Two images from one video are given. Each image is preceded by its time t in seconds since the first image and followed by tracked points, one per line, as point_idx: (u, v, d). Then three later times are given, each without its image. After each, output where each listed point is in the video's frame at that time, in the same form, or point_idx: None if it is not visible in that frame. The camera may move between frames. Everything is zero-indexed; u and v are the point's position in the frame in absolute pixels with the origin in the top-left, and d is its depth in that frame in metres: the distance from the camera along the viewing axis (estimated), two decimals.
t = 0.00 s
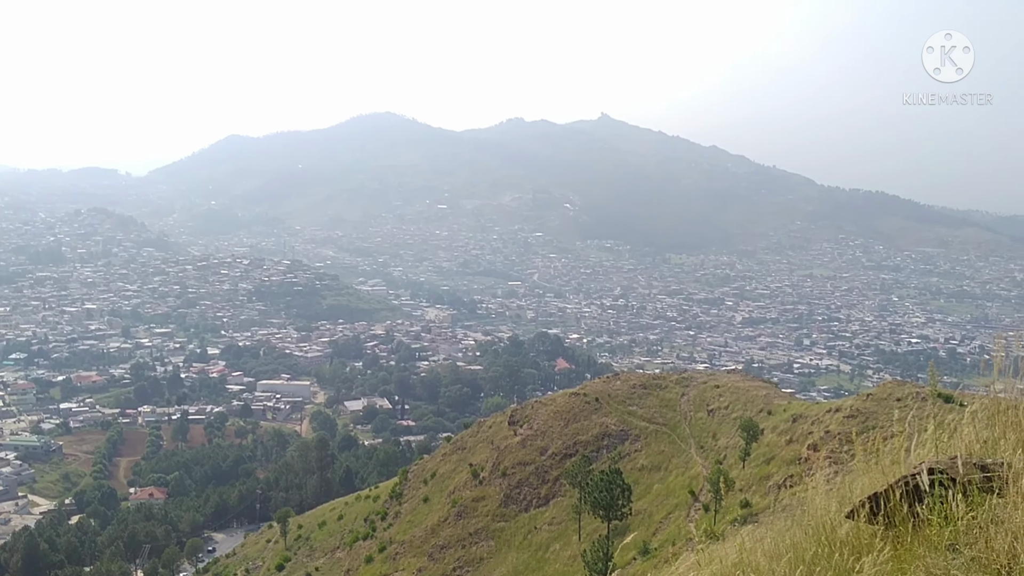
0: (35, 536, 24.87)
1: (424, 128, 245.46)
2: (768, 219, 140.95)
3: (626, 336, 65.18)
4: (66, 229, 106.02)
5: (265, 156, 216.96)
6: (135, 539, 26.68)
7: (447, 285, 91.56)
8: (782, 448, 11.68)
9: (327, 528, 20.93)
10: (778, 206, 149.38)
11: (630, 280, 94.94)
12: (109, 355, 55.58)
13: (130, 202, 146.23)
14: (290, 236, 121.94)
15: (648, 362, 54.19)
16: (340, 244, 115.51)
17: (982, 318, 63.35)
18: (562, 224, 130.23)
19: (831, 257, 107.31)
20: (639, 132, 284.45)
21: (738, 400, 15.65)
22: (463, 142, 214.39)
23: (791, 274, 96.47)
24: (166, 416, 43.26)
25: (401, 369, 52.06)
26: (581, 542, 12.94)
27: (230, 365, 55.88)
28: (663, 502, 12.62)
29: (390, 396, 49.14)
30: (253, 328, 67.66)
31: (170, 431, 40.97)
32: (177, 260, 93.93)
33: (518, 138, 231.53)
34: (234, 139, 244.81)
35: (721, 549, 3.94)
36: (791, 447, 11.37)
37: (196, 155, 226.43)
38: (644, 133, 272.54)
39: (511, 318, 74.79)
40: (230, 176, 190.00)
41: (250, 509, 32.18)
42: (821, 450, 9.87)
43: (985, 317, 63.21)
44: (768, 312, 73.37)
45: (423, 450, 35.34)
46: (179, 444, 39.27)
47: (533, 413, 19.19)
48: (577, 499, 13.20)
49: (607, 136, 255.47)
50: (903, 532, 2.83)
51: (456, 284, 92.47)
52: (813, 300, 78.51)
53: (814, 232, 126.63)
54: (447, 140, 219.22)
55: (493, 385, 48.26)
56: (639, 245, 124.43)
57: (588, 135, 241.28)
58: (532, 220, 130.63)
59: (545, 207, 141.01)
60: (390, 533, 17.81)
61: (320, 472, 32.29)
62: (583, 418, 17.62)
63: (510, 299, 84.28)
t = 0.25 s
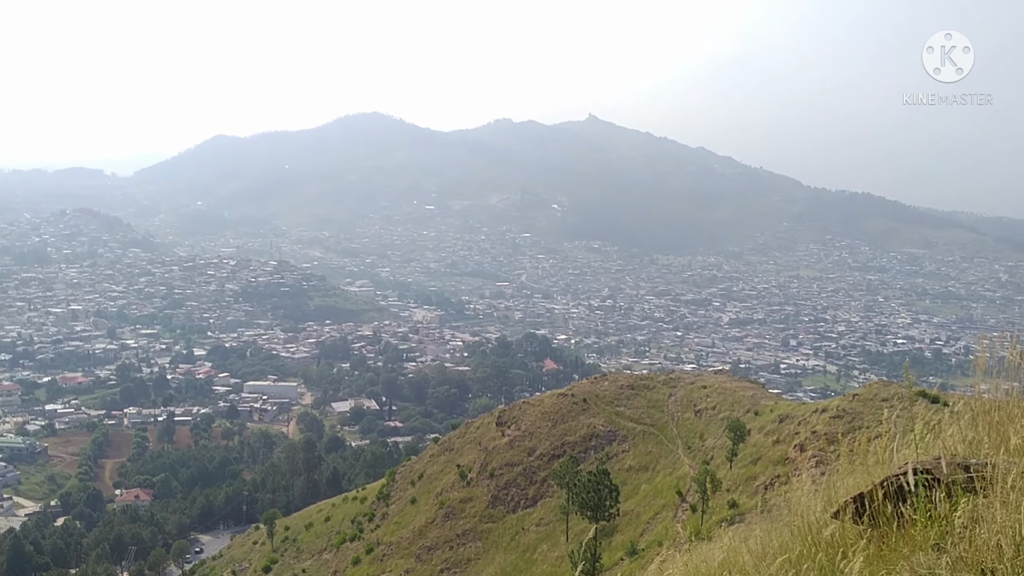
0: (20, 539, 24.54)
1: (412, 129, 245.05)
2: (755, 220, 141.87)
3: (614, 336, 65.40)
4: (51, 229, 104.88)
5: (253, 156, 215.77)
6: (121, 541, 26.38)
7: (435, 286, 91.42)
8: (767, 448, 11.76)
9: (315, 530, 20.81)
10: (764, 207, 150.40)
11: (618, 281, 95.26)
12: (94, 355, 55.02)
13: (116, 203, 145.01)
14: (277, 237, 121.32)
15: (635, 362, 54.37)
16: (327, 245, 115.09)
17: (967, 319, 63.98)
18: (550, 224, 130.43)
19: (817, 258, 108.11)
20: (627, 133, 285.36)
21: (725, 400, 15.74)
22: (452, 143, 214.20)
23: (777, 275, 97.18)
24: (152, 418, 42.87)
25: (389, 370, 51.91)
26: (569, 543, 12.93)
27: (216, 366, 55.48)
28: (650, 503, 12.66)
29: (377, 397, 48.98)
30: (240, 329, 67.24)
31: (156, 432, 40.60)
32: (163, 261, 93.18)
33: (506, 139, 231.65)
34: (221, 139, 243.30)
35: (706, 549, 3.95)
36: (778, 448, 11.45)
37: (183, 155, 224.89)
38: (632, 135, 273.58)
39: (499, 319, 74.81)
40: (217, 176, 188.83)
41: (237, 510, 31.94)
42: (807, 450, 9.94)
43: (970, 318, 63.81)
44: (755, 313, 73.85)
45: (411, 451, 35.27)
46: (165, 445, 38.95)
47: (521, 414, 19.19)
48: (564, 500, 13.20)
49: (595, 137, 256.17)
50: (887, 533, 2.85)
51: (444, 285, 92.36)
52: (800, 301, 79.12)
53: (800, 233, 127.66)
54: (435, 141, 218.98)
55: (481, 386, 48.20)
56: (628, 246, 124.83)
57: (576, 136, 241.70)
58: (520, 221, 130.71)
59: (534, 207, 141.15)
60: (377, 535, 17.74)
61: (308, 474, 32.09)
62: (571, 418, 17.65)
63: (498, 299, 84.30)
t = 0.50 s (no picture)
0: (5, 540, 24.22)
1: (401, 128, 244.29)
2: (742, 219, 142.60)
3: (603, 336, 65.53)
4: (36, 228, 103.64)
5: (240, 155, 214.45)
6: (107, 541, 26.10)
7: (423, 285, 91.18)
8: (755, 447, 11.81)
9: (302, 530, 20.70)
10: (752, 207, 151.26)
11: (606, 280, 95.43)
12: (80, 355, 54.42)
13: (102, 201, 143.54)
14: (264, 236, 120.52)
15: (624, 362, 54.48)
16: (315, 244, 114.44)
17: (953, 318, 64.49)
18: (538, 224, 130.47)
19: (805, 258, 108.78)
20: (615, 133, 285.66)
21: (713, 399, 15.80)
22: (440, 142, 213.75)
23: (765, 274, 97.73)
24: (139, 418, 42.46)
25: (377, 370, 51.72)
26: (557, 542, 12.93)
27: (204, 366, 55.04)
28: (638, 502, 12.69)
29: (365, 397, 48.79)
30: (228, 329, 66.75)
31: (143, 432, 40.23)
32: (149, 260, 92.35)
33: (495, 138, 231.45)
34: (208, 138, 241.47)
35: (693, 549, 3.96)
36: (765, 447, 11.50)
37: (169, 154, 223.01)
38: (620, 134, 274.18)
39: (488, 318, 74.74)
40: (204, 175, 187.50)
41: (224, 510, 31.69)
42: (794, 449, 9.99)
43: (956, 317, 64.33)
44: (743, 312, 74.24)
45: (399, 450, 35.15)
46: (152, 445, 38.61)
47: (510, 413, 19.20)
48: (552, 500, 13.19)
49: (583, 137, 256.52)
50: (876, 532, 2.84)
51: (433, 284, 92.13)
52: (787, 300, 79.61)
53: (787, 232, 128.46)
54: (424, 141, 218.42)
55: (469, 385, 48.12)
56: (616, 245, 125.18)
57: (565, 135, 241.91)
58: (509, 220, 130.68)
59: (522, 206, 141.13)
60: (365, 535, 17.67)
61: (295, 474, 31.91)
62: (559, 418, 17.67)
63: (487, 299, 84.22)
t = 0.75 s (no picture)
0: None
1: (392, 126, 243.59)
2: (733, 217, 143.10)
3: (594, 334, 65.65)
4: (25, 225, 102.76)
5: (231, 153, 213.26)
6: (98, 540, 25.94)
7: (414, 283, 91.02)
8: (746, 445, 11.87)
9: (294, 528, 20.62)
10: (742, 205, 151.80)
11: (598, 278, 95.57)
12: (70, 354, 54.03)
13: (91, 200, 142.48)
14: (255, 234, 119.91)
15: (615, 359, 54.58)
16: (306, 242, 113.96)
17: (942, 315, 64.96)
18: (530, 222, 130.47)
19: (795, 255, 109.35)
20: (607, 131, 285.88)
21: (704, 397, 15.86)
22: (432, 140, 213.30)
23: (756, 272, 98.16)
24: (129, 416, 42.20)
25: (368, 368, 51.59)
26: (548, 540, 12.93)
27: (195, 364, 54.77)
28: (630, 499, 12.73)
29: (357, 395, 48.71)
30: (218, 327, 66.43)
31: (133, 431, 39.99)
32: (140, 258, 91.77)
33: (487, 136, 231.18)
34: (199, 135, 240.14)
35: (684, 546, 3.98)
36: (755, 444, 11.56)
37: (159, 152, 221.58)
38: (612, 132, 274.50)
39: (479, 316, 74.70)
40: (195, 173, 186.40)
41: (216, 509, 31.55)
42: (784, 446, 10.05)
43: (945, 314, 64.80)
44: (734, 310, 74.55)
45: (390, 448, 35.07)
46: (143, 444, 38.40)
47: (501, 411, 19.22)
48: (543, 497, 13.21)
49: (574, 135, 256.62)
50: (863, 528, 2.88)
51: (424, 282, 91.98)
52: (778, 298, 79.96)
53: (778, 230, 129.00)
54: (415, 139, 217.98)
55: (460, 384, 48.05)
56: (608, 243, 125.37)
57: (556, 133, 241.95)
58: (500, 218, 130.57)
59: (514, 204, 141.12)
60: (357, 533, 17.63)
61: (287, 472, 31.81)
62: (550, 416, 17.70)
63: (478, 297, 84.16)
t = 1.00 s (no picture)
0: None
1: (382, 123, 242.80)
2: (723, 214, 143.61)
3: (585, 331, 65.78)
4: (12, 222, 101.77)
5: (221, 150, 212.01)
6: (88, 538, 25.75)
7: (405, 280, 90.82)
8: (736, 441, 11.92)
9: (285, 526, 20.54)
10: (733, 202, 152.31)
11: (589, 275, 95.70)
12: (59, 352, 53.58)
13: (80, 197, 141.26)
14: (245, 231, 119.24)
15: (606, 356, 54.66)
16: (296, 239, 113.48)
17: (931, 312, 65.36)
18: (521, 219, 130.42)
19: (785, 252, 109.85)
20: (598, 128, 285.85)
21: (695, 394, 15.91)
22: (422, 138, 212.79)
23: (746, 269, 98.60)
24: (119, 414, 41.90)
25: (359, 365, 51.50)
26: (539, 537, 12.94)
27: (185, 362, 54.44)
28: (621, 496, 12.75)
29: (348, 393, 48.55)
30: (208, 324, 66.07)
31: (123, 430, 39.74)
32: (129, 255, 91.10)
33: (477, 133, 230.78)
34: (188, 132, 238.55)
35: (674, 542, 3.99)
36: (746, 441, 11.61)
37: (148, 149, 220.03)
38: (602, 130, 274.64)
39: (470, 313, 74.68)
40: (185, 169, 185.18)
41: (206, 506, 31.43)
42: (775, 442, 10.11)
43: (934, 311, 65.21)
44: (724, 307, 74.84)
45: (381, 446, 35.02)
46: (134, 442, 38.20)
47: (492, 408, 19.26)
48: (534, 494, 13.22)
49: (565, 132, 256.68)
50: (851, 524, 2.89)
51: (415, 279, 91.82)
52: (767, 295, 80.33)
53: (768, 227, 129.53)
54: (406, 137, 217.51)
55: (451, 381, 48.02)
56: (599, 241, 125.56)
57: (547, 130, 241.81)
58: (491, 216, 130.49)
59: (505, 202, 141.04)
60: (347, 530, 17.58)
61: (278, 470, 31.69)
62: (541, 412, 17.74)
63: (469, 294, 84.11)
